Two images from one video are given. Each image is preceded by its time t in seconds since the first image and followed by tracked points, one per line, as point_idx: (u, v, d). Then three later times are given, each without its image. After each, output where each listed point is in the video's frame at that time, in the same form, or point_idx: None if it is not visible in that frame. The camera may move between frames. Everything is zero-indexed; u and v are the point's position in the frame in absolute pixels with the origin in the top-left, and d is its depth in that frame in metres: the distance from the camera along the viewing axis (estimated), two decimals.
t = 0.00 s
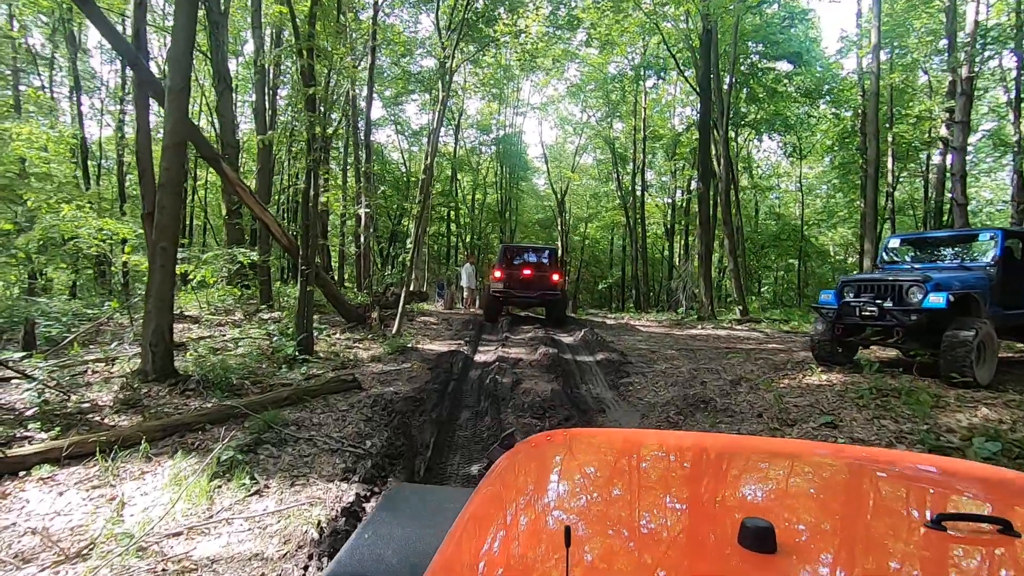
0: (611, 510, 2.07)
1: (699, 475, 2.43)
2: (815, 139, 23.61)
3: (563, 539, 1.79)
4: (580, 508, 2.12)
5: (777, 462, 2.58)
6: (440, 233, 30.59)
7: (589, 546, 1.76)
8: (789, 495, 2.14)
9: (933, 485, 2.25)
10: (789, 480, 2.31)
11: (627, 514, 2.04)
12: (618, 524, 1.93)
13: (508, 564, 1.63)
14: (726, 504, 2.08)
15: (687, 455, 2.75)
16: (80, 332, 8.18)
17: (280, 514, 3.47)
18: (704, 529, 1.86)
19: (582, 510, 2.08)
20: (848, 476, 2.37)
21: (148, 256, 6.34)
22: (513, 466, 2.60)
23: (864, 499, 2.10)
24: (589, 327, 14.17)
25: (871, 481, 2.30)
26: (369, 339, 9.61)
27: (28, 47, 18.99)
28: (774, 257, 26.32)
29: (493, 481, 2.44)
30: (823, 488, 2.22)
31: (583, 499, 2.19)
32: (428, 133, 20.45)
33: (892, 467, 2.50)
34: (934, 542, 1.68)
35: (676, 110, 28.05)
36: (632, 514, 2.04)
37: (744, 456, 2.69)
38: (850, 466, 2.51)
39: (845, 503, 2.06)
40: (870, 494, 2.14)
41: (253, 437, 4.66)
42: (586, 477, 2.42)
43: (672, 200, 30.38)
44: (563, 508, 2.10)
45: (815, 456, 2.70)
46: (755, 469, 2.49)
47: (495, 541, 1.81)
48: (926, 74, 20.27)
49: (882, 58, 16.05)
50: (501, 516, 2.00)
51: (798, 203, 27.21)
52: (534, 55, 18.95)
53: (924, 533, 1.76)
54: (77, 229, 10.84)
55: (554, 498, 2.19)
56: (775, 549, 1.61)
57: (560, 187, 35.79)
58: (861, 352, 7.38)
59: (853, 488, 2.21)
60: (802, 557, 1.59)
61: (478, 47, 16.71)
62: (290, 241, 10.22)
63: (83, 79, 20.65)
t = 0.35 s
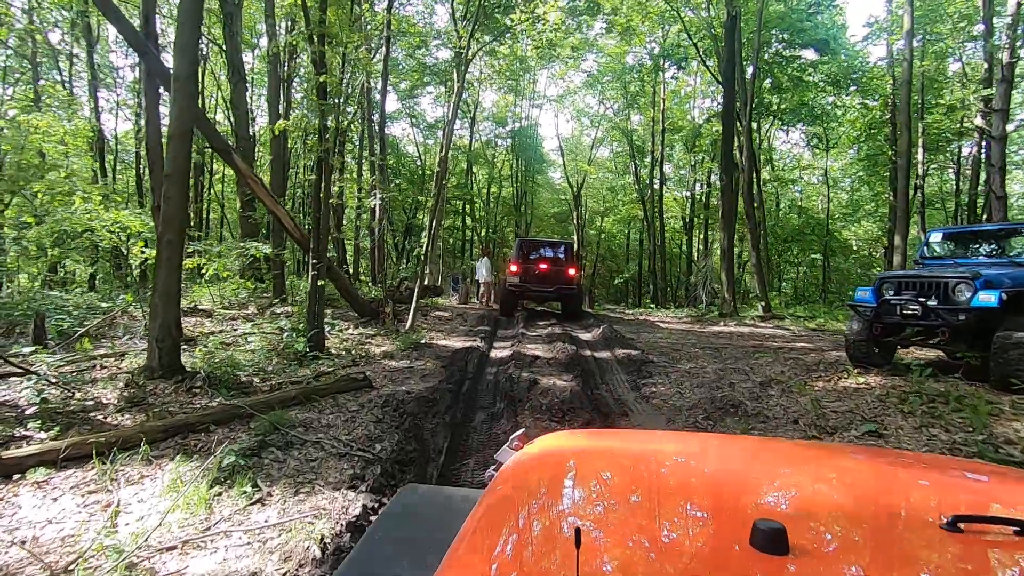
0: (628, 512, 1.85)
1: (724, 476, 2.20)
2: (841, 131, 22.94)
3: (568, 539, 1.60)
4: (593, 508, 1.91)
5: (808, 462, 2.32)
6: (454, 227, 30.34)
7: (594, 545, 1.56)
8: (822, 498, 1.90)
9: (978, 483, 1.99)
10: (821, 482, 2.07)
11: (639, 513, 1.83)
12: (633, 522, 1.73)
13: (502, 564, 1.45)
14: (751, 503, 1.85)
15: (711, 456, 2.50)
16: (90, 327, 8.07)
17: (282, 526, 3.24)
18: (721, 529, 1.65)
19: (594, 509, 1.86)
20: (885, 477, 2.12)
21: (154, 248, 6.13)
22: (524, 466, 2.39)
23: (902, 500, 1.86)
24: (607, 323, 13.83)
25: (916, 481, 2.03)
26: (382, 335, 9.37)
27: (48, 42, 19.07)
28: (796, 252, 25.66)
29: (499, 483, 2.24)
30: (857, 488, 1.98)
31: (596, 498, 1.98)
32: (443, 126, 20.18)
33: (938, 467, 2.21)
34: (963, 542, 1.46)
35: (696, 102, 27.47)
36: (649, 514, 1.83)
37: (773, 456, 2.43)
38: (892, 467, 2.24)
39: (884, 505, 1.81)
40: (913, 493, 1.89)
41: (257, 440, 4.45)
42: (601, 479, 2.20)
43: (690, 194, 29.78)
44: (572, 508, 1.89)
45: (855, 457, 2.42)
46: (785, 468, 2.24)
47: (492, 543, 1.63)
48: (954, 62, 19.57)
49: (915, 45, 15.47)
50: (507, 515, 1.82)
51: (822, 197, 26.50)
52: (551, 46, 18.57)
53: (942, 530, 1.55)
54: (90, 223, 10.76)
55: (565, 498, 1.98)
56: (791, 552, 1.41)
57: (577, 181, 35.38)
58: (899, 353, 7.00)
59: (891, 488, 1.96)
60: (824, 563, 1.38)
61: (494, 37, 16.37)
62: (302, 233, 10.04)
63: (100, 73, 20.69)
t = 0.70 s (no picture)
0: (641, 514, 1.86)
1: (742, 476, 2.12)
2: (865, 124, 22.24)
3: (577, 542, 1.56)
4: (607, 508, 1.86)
5: (829, 459, 2.24)
6: (467, 219, 30.04)
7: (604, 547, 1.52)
8: (842, 495, 1.83)
9: (1005, 482, 1.92)
10: (842, 480, 1.99)
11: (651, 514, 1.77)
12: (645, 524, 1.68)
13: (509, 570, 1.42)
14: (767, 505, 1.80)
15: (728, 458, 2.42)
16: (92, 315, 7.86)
17: (276, 540, 2.95)
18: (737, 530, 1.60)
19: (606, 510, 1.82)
20: (911, 471, 2.05)
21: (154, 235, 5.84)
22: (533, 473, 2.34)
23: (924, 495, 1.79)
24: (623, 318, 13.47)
25: (944, 480, 1.93)
26: (391, 328, 9.08)
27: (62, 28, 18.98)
28: (815, 249, 25.05)
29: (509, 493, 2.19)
30: (880, 486, 1.90)
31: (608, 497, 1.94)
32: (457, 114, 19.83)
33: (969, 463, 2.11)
34: (976, 538, 1.41)
35: (715, 94, 26.90)
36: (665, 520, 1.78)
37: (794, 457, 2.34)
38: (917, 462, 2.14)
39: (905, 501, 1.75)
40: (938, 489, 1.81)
41: (255, 440, 4.16)
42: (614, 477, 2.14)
43: (707, 187, 29.18)
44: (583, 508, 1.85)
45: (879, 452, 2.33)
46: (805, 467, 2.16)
47: (501, 552, 1.61)
48: (985, 52, 18.89)
49: (949, 32, 14.84)
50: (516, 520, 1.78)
51: (844, 192, 25.81)
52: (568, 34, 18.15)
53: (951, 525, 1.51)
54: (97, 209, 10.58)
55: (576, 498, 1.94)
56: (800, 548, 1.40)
57: (591, 173, 34.86)
58: (940, 358, 6.60)
59: (915, 484, 1.88)
60: (839, 563, 1.33)
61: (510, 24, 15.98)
62: (310, 222, 9.78)
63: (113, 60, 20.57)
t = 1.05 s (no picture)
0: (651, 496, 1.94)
1: (754, 472, 2.17)
2: (887, 118, 21.57)
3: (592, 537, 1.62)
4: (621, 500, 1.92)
5: (839, 458, 2.29)
6: (475, 212, 29.63)
7: (617, 543, 1.59)
8: (853, 496, 1.87)
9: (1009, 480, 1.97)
10: (855, 480, 2.03)
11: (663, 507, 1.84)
12: (658, 517, 1.75)
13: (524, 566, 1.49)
14: (777, 502, 1.85)
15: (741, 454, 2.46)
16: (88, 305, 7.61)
17: (257, 564, 2.64)
18: (748, 525, 1.66)
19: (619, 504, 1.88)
20: (918, 468, 2.10)
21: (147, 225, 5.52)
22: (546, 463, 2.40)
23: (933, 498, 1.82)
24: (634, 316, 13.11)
25: (957, 480, 1.96)
26: (395, 323, 8.77)
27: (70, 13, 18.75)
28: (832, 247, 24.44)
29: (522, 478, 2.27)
30: (892, 486, 1.93)
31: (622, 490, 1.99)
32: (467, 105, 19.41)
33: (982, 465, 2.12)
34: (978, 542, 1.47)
35: (731, 88, 26.28)
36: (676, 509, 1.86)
37: (808, 454, 2.36)
38: (932, 464, 2.16)
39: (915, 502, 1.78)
40: (949, 491, 1.84)
41: (244, 445, 3.87)
42: (627, 469, 2.20)
43: (721, 183, 28.59)
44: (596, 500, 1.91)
45: (894, 452, 2.36)
46: (818, 466, 2.19)
47: (518, 541, 1.68)
48: (1013, 46, 18.22)
49: (979, 23, 14.22)
50: (533, 511, 1.86)
51: (862, 189, 25.16)
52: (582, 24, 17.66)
53: (953, 526, 1.56)
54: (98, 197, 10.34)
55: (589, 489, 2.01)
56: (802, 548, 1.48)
57: (602, 167, 34.33)
58: (976, 365, 6.21)
59: (926, 487, 1.91)
60: (844, 564, 1.39)
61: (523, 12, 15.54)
62: (312, 211, 9.46)
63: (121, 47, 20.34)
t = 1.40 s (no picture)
0: (656, 500, 1.91)
1: (763, 476, 2.14)
2: (904, 115, 21.05)
3: (596, 537, 1.61)
4: (628, 504, 1.90)
5: (849, 464, 2.25)
6: (481, 207, 29.22)
7: (622, 542, 1.57)
8: (862, 499, 1.85)
9: None
10: (866, 485, 1.99)
11: (670, 511, 1.82)
12: (664, 519, 1.73)
13: (528, 564, 1.48)
14: (784, 502, 1.84)
15: (750, 456, 2.43)
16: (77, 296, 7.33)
17: None
18: (753, 526, 1.65)
19: (625, 507, 1.86)
20: (931, 477, 2.06)
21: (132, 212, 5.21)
22: (548, 472, 2.24)
23: (946, 505, 1.79)
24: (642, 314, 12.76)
25: (971, 489, 1.92)
26: (396, 319, 8.46)
27: None
28: (844, 246, 23.92)
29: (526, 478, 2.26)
30: (902, 491, 1.92)
31: (628, 492, 1.98)
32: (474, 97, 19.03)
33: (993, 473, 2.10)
34: (998, 564, 1.31)
35: (745, 83, 25.75)
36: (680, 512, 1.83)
37: (818, 456, 2.35)
38: (944, 471, 2.14)
39: (924, 506, 1.77)
40: (960, 499, 1.81)
41: (223, 453, 3.56)
42: (633, 474, 2.18)
43: (731, 179, 28.07)
44: (603, 502, 1.89)
45: (907, 460, 2.31)
46: (826, 470, 2.17)
47: (520, 540, 1.66)
48: None
49: (1006, 15, 13.70)
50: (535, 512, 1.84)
51: (877, 187, 24.63)
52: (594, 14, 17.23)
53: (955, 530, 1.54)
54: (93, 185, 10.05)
55: (595, 492, 1.99)
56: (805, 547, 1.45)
57: (610, 162, 33.86)
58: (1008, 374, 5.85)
59: (950, 505, 1.76)
60: (847, 565, 1.37)
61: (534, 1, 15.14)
62: (311, 202, 9.16)
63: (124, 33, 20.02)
